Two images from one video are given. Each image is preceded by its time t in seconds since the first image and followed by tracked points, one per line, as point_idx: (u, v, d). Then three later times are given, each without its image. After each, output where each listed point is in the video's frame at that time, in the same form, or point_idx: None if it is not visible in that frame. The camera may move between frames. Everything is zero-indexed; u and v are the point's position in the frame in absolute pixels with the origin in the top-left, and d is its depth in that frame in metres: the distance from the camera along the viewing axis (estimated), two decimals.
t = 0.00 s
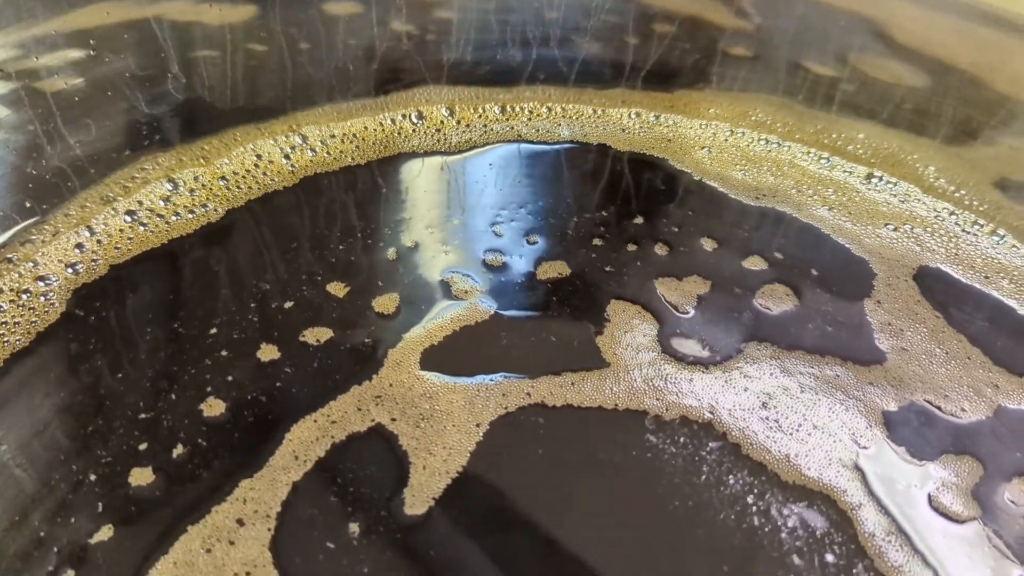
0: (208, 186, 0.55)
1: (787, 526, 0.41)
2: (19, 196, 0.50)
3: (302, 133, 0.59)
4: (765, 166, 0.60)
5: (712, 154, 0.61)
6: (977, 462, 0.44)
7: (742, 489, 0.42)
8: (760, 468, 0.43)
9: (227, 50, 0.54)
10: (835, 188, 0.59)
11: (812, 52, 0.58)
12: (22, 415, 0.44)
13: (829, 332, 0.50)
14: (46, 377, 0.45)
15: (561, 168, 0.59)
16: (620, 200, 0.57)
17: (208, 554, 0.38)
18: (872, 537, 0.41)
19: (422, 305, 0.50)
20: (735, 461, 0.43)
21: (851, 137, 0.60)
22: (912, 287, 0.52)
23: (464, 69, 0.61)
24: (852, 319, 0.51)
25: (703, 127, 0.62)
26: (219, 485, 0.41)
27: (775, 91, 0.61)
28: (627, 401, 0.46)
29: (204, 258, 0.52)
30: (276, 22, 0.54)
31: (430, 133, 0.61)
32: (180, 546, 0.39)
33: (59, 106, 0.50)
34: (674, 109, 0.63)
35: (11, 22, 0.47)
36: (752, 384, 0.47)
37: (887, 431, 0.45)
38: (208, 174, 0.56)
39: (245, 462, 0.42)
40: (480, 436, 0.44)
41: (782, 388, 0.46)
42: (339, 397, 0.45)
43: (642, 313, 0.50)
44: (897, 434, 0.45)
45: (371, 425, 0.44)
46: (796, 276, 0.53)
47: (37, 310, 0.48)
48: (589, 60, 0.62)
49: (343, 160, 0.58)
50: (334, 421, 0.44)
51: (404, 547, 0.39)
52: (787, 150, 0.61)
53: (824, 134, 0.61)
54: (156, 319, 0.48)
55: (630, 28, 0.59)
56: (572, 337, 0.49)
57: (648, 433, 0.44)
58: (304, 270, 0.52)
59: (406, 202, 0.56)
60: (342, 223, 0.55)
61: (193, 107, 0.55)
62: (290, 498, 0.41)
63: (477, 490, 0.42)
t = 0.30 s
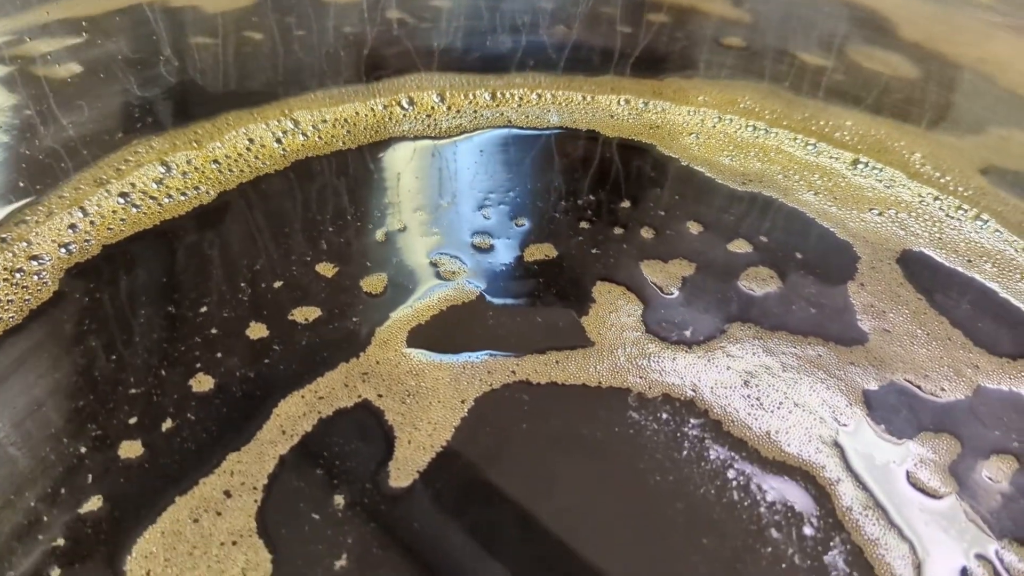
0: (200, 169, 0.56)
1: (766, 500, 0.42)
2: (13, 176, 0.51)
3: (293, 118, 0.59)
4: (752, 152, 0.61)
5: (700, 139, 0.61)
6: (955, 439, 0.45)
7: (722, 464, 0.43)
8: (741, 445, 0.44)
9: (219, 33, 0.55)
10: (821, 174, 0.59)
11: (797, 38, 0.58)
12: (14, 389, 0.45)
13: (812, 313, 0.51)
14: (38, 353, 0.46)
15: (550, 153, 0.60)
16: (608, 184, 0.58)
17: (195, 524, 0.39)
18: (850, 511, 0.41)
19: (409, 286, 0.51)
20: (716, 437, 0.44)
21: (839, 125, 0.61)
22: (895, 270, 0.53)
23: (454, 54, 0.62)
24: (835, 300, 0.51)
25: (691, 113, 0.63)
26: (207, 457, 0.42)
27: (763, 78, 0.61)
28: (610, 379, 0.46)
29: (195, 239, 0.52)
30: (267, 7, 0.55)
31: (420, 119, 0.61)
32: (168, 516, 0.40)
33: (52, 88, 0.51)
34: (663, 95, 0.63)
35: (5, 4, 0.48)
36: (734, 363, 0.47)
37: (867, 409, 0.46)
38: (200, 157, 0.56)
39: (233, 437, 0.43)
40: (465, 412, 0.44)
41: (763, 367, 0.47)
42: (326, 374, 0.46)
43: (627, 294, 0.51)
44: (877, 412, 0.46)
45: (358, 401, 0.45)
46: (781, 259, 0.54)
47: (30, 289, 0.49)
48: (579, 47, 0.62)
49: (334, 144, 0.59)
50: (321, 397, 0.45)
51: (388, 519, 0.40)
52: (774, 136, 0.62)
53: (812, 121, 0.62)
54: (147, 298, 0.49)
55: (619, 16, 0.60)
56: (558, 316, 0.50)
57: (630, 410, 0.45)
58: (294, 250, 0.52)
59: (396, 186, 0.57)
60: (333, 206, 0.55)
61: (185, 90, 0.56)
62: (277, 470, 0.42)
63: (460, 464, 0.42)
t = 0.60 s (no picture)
0: (194, 152, 0.57)
1: (744, 476, 0.43)
2: (9, 156, 0.52)
3: (287, 104, 0.60)
4: (739, 139, 0.61)
5: (689, 126, 0.62)
6: (933, 418, 0.45)
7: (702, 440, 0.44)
8: (721, 421, 0.45)
9: (212, 18, 0.56)
10: (807, 160, 0.60)
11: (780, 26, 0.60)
12: (8, 364, 0.46)
13: (795, 295, 0.51)
14: (32, 329, 0.47)
15: (539, 139, 0.61)
16: (596, 170, 0.59)
17: (183, 494, 0.40)
18: (826, 486, 0.42)
19: (398, 266, 0.51)
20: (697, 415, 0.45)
21: (826, 113, 0.62)
22: (878, 254, 0.54)
23: (445, 41, 0.63)
24: (817, 283, 0.52)
25: (680, 101, 0.63)
26: (196, 430, 0.43)
27: (749, 65, 0.62)
28: (594, 357, 0.47)
29: (186, 219, 0.53)
30: None
31: (411, 104, 0.62)
32: (156, 486, 0.41)
33: (46, 68, 0.53)
34: (652, 83, 0.64)
35: None
36: (717, 343, 0.48)
37: (847, 389, 0.46)
38: (194, 141, 0.57)
39: (222, 411, 0.44)
40: (450, 389, 0.45)
41: (746, 347, 0.48)
42: (315, 352, 0.47)
43: (612, 276, 0.52)
44: (856, 392, 0.46)
45: (345, 376, 0.46)
46: (765, 243, 0.54)
47: (25, 267, 0.49)
48: (568, 35, 0.63)
49: (326, 129, 0.60)
50: (309, 372, 0.46)
51: (372, 491, 0.41)
52: (762, 124, 0.62)
53: (800, 109, 0.62)
54: (138, 276, 0.50)
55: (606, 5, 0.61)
56: (543, 297, 0.50)
57: (613, 387, 0.46)
58: (285, 232, 0.53)
59: (387, 170, 0.58)
60: (324, 189, 0.56)
61: (178, 74, 0.57)
62: (264, 443, 0.42)
63: (444, 439, 0.43)
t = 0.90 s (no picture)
0: (188, 136, 0.57)
1: (724, 452, 0.43)
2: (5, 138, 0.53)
3: (280, 89, 0.61)
4: (728, 126, 0.62)
5: (678, 114, 0.62)
6: (912, 398, 0.46)
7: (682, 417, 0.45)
8: (702, 399, 0.45)
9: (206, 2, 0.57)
10: (795, 147, 0.61)
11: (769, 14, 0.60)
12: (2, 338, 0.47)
13: (779, 278, 0.52)
14: (25, 305, 0.48)
15: (529, 126, 0.61)
16: (585, 155, 0.59)
17: (172, 465, 0.41)
18: (805, 462, 0.43)
19: (386, 247, 0.52)
20: (680, 393, 0.45)
21: (814, 101, 0.63)
22: (862, 239, 0.54)
23: (437, 28, 0.63)
24: (801, 266, 0.53)
25: (669, 89, 0.64)
26: (185, 404, 0.44)
27: (739, 53, 0.63)
28: (578, 337, 0.48)
29: (179, 200, 0.54)
30: None
31: (403, 91, 0.63)
32: (145, 457, 0.41)
33: (42, 51, 0.54)
34: (642, 71, 0.65)
35: None
36: (700, 323, 0.49)
37: (828, 369, 0.47)
38: (188, 125, 0.58)
39: (211, 386, 0.44)
40: (436, 366, 0.46)
41: (728, 328, 0.49)
42: (304, 330, 0.47)
43: (599, 258, 0.52)
44: (837, 372, 0.47)
45: (332, 353, 0.46)
46: (751, 227, 0.55)
47: (20, 246, 0.50)
48: (558, 23, 0.64)
49: (319, 114, 0.60)
50: (297, 349, 0.46)
51: (357, 463, 0.42)
52: (750, 112, 0.63)
53: (788, 97, 0.63)
54: (130, 254, 0.51)
55: None
56: (530, 278, 0.51)
57: (596, 365, 0.47)
58: (276, 213, 0.54)
59: (378, 154, 0.58)
60: (315, 172, 0.57)
61: (172, 58, 0.58)
62: (252, 416, 0.43)
63: (429, 415, 0.44)
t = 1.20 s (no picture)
0: (185, 120, 0.58)
1: (708, 428, 0.44)
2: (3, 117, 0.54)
3: (277, 74, 0.62)
4: (719, 113, 0.63)
5: (670, 101, 0.63)
6: (896, 378, 0.46)
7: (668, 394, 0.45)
8: (688, 377, 0.46)
9: None
10: (785, 134, 0.61)
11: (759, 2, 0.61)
12: None
13: (767, 261, 0.52)
14: (23, 281, 0.49)
15: (522, 113, 0.62)
16: (576, 141, 0.60)
17: (164, 437, 0.42)
18: (788, 439, 0.43)
19: (379, 228, 0.53)
20: (666, 371, 0.46)
21: (806, 89, 0.63)
22: (851, 223, 0.55)
23: (432, 15, 0.64)
24: (789, 249, 0.53)
25: (661, 76, 0.65)
26: (177, 378, 0.44)
27: (731, 42, 0.64)
28: (567, 317, 0.49)
29: (175, 182, 0.55)
30: None
31: (398, 77, 0.64)
32: (138, 430, 0.42)
33: (40, 32, 0.54)
34: (635, 59, 0.65)
35: None
36: (688, 305, 0.49)
37: (813, 349, 0.47)
38: (185, 109, 0.59)
39: (204, 361, 0.45)
40: (425, 344, 0.47)
41: (716, 309, 0.49)
42: (296, 308, 0.48)
43: (589, 241, 0.53)
44: (822, 352, 0.47)
45: (324, 330, 0.47)
46: (741, 212, 0.56)
47: (18, 224, 0.51)
48: (552, 11, 0.65)
49: (314, 99, 0.61)
50: (289, 327, 0.47)
51: (347, 436, 0.43)
52: (741, 99, 0.64)
53: (779, 86, 0.64)
54: (126, 233, 0.51)
55: None
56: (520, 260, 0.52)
57: (584, 344, 0.47)
58: (271, 194, 0.55)
59: (372, 139, 0.59)
60: (310, 156, 0.57)
61: (170, 42, 0.58)
62: (244, 391, 0.44)
63: (419, 390, 0.45)
